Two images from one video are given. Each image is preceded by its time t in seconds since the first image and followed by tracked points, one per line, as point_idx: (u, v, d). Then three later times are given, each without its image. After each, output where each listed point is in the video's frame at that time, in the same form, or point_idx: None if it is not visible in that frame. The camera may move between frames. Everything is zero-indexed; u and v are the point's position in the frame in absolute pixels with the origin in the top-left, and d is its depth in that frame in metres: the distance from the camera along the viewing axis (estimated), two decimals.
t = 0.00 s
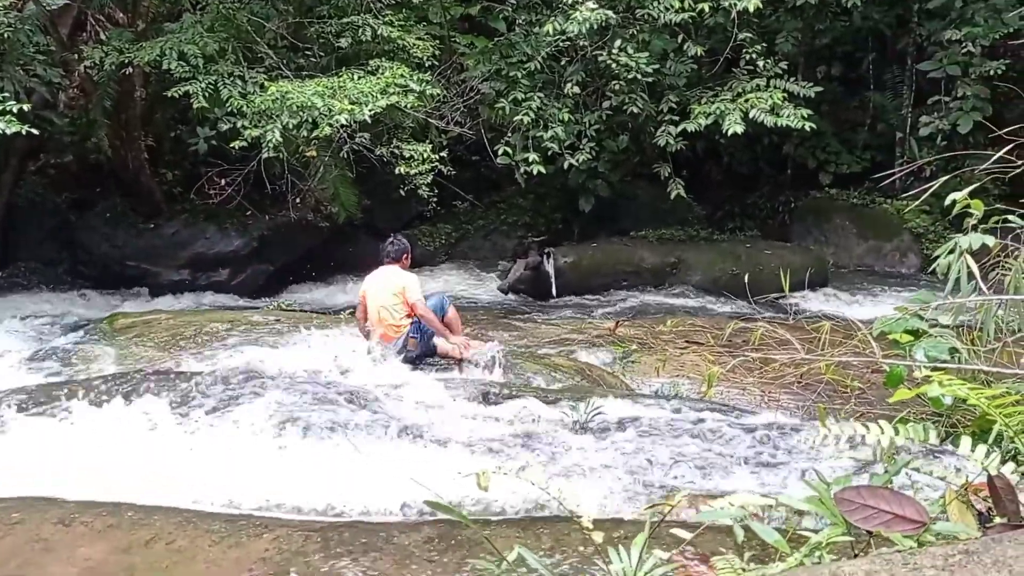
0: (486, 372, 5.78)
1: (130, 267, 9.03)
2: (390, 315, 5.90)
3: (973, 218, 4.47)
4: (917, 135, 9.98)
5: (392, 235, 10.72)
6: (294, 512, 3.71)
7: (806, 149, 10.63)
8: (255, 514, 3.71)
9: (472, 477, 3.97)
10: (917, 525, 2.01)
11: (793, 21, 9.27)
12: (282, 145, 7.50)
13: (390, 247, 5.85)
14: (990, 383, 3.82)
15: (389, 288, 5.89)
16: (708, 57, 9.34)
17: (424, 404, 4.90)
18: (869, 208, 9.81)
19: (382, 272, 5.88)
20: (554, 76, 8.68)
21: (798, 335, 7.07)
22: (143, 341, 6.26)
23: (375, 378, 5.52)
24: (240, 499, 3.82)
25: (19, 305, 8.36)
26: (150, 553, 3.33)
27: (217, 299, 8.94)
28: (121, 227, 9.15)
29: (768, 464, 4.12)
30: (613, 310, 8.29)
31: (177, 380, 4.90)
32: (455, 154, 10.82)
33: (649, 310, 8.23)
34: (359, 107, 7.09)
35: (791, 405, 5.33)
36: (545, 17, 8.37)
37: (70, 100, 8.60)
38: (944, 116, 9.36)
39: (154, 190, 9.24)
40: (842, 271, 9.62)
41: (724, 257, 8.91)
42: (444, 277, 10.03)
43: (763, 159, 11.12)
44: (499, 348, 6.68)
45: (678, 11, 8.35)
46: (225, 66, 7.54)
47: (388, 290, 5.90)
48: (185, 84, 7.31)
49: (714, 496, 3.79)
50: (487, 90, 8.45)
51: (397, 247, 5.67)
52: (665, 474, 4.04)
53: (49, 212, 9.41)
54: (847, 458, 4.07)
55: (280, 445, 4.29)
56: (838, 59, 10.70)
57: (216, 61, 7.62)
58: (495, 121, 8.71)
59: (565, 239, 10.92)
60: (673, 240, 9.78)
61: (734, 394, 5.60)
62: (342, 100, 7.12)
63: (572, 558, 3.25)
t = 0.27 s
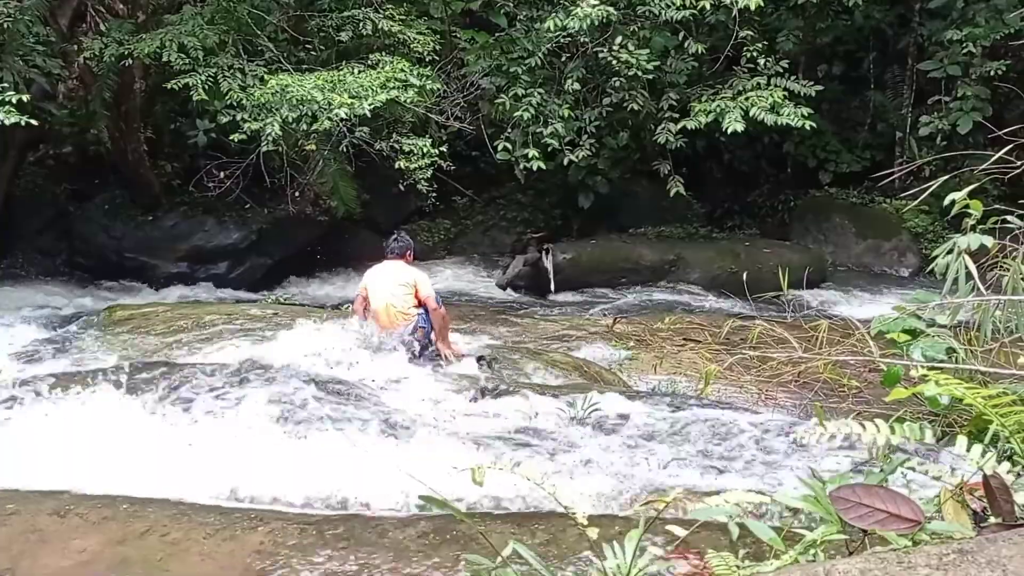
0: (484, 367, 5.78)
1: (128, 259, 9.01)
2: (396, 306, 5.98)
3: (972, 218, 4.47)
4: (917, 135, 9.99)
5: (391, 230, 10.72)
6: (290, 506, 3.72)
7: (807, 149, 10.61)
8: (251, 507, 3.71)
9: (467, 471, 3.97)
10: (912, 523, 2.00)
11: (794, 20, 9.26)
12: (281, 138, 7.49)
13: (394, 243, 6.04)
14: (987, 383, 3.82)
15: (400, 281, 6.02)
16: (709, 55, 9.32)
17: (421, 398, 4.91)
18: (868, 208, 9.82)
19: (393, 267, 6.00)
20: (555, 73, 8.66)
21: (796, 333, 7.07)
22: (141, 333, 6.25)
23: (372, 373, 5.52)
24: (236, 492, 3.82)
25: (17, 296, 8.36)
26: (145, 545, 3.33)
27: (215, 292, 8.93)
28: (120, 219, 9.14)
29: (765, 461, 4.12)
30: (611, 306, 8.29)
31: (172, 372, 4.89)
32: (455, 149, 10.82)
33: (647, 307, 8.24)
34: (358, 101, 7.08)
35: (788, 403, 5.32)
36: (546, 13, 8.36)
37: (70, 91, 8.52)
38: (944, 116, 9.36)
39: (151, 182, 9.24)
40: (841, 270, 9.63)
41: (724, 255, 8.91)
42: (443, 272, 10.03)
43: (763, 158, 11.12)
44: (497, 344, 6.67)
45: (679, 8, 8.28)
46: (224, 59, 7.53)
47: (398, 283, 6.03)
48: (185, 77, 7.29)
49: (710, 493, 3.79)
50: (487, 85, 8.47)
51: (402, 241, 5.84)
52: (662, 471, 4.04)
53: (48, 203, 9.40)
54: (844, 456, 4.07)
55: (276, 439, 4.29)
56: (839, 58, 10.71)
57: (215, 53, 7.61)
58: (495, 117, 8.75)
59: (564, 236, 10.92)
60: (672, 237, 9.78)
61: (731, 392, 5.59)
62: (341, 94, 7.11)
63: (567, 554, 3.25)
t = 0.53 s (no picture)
0: (482, 362, 5.78)
1: (127, 251, 8.99)
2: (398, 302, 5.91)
3: (970, 217, 4.46)
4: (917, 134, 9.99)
5: (390, 224, 10.72)
6: (286, 499, 3.72)
7: (806, 147, 10.60)
8: (247, 500, 3.71)
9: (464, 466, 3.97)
10: (907, 521, 2.01)
11: (795, 17, 9.24)
12: (280, 131, 7.47)
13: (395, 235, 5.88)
14: (984, 382, 3.83)
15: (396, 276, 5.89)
16: (710, 51, 9.31)
17: (419, 392, 4.91)
18: (866, 207, 9.85)
19: (391, 261, 5.87)
20: (555, 68, 8.65)
21: (794, 331, 7.08)
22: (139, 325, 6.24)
23: (370, 367, 5.52)
24: (233, 485, 3.82)
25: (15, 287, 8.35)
26: (141, 537, 3.33)
27: (214, 285, 8.94)
28: (118, 210, 9.13)
29: (762, 458, 4.12)
30: (609, 303, 8.30)
31: (170, 364, 4.89)
32: (455, 144, 10.81)
33: (645, 304, 8.24)
34: (358, 95, 7.07)
35: (785, 401, 5.33)
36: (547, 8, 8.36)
37: (68, 82, 8.45)
38: (944, 115, 9.36)
39: (150, 173, 9.23)
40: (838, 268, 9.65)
41: (722, 253, 8.93)
42: (442, 267, 10.03)
43: (763, 155, 11.12)
44: (495, 339, 6.67)
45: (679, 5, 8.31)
46: (224, 52, 7.51)
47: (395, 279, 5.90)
48: (185, 69, 7.27)
49: (707, 490, 3.80)
50: (487, 80, 8.43)
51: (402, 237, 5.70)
52: (658, 467, 4.04)
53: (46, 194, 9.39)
54: (840, 454, 4.07)
55: (273, 432, 4.29)
56: (839, 56, 10.69)
57: (215, 46, 7.59)
58: (496, 112, 8.71)
59: (562, 231, 10.91)
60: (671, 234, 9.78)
61: (729, 389, 5.60)
62: (341, 87, 7.10)
63: (563, 549, 3.26)
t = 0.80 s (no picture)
0: (481, 354, 5.76)
1: (126, 240, 8.98)
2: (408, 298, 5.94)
3: (973, 211, 4.44)
4: (919, 128, 9.97)
5: (390, 215, 10.70)
6: (286, 488, 3.71)
7: (807, 141, 10.58)
8: (245, 489, 3.69)
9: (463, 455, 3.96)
10: (905, 515, 1.97)
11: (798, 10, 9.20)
12: (280, 121, 7.44)
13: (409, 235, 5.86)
14: (985, 377, 3.81)
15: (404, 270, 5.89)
16: (712, 44, 9.29)
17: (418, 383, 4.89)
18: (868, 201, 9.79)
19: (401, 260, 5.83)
20: (556, 59, 8.61)
21: (793, 325, 7.06)
22: (137, 315, 6.23)
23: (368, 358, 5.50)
24: (232, 473, 3.81)
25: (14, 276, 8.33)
26: (140, 526, 3.31)
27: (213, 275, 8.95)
28: (118, 200, 9.10)
29: (761, 451, 4.11)
30: (609, 296, 8.28)
31: (169, 353, 4.87)
32: (455, 135, 10.78)
33: (645, 297, 8.22)
34: (358, 85, 7.04)
35: (784, 395, 5.32)
36: None
37: (67, 70, 8.40)
38: (946, 110, 9.33)
39: (150, 162, 9.17)
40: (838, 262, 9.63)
41: (722, 246, 8.89)
42: (441, 259, 10.02)
43: (764, 149, 11.09)
44: (494, 331, 6.65)
45: None
46: (224, 41, 7.47)
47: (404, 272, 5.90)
48: (185, 58, 7.25)
49: (706, 483, 3.79)
50: (488, 72, 8.39)
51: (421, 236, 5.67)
52: (657, 459, 4.03)
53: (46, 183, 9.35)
54: (840, 447, 4.06)
55: (272, 421, 4.28)
56: (841, 50, 10.65)
57: (215, 34, 7.55)
58: (497, 104, 8.68)
59: (563, 224, 10.89)
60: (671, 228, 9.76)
61: (728, 382, 5.58)
62: (341, 77, 7.06)
63: (563, 541, 3.24)
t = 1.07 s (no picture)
0: (478, 343, 5.77)
1: (125, 230, 9.02)
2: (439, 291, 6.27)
3: (969, 202, 4.44)
4: (918, 119, 9.97)
5: (389, 205, 10.71)
6: (284, 477, 3.73)
7: (807, 131, 10.60)
8: (244, 478, 3.71)
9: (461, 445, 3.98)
10: (900, 505, 1.99)
11: None
12: (279, 110, 7.44)
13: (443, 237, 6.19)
14: (980, 369, 3.84)
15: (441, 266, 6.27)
16: (711, 34, 9.29)
17: (416, 373, 4.91)
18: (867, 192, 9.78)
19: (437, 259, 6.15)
20: (556, 49, 8.59)
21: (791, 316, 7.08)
22: (137, 303, 6.25)
23: (367, 347, 5.52)
24: (232, 463, 3.83)
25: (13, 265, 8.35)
26: (139, 514, 3.34)
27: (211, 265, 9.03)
28: (117, 189, 9.11)
29: (757, 442, 4.13)
30: (608, 286, 8.29)
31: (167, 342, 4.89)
32: (454, 125, 10.77)
33: (644, 287, 8.24)
34: (357, 75, 7.04)
35: (781, 386, 5.34)
36: None
37: (67, 58, 8.30)
38: (946, 101, 9.33)
39: (149, 151, 9.17)
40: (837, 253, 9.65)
41: (720, 237, 8.91)
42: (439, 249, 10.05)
43: (764, 139, 11.08)
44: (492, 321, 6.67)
45: None
46: (223, 30, 7.46)
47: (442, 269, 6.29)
48: (184, 46, 7.25)
49: (703, 473, 3.81)
50: (488, 62, 8.37)
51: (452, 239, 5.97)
52: (654, 450, 4.05)
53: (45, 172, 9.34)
54: (836, 439, 4.08)
55: (270, 410, 4.30)
56: (841, 40, 10.64)
57: (215, 23, 7.54)
58: (496, 93, 8.69)
59: (562, 214, 10.90)
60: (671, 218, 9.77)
61: (725, 373, 5.60)
62: (340, 67, 7.06)
63: (560, 530, 3.27)
